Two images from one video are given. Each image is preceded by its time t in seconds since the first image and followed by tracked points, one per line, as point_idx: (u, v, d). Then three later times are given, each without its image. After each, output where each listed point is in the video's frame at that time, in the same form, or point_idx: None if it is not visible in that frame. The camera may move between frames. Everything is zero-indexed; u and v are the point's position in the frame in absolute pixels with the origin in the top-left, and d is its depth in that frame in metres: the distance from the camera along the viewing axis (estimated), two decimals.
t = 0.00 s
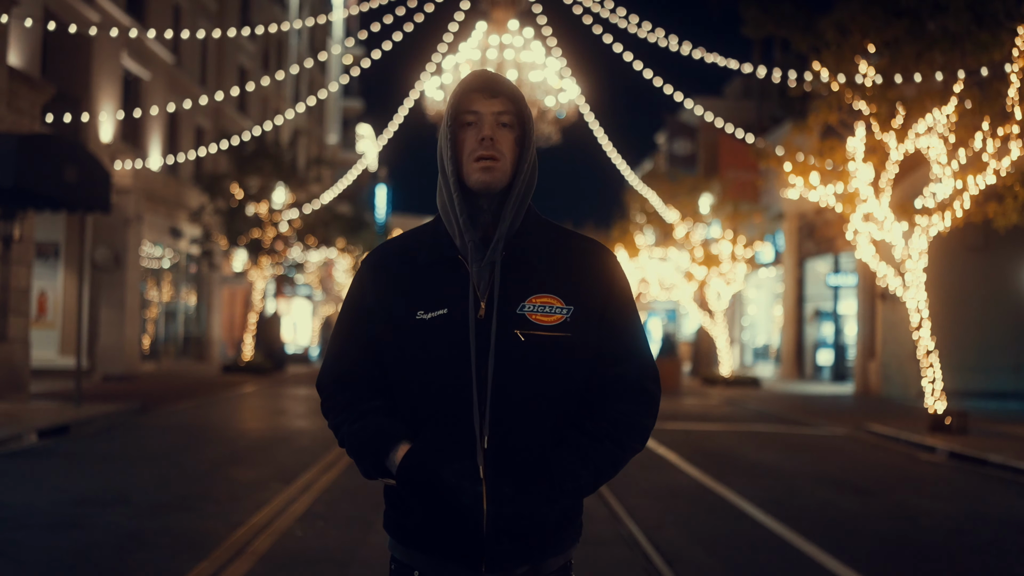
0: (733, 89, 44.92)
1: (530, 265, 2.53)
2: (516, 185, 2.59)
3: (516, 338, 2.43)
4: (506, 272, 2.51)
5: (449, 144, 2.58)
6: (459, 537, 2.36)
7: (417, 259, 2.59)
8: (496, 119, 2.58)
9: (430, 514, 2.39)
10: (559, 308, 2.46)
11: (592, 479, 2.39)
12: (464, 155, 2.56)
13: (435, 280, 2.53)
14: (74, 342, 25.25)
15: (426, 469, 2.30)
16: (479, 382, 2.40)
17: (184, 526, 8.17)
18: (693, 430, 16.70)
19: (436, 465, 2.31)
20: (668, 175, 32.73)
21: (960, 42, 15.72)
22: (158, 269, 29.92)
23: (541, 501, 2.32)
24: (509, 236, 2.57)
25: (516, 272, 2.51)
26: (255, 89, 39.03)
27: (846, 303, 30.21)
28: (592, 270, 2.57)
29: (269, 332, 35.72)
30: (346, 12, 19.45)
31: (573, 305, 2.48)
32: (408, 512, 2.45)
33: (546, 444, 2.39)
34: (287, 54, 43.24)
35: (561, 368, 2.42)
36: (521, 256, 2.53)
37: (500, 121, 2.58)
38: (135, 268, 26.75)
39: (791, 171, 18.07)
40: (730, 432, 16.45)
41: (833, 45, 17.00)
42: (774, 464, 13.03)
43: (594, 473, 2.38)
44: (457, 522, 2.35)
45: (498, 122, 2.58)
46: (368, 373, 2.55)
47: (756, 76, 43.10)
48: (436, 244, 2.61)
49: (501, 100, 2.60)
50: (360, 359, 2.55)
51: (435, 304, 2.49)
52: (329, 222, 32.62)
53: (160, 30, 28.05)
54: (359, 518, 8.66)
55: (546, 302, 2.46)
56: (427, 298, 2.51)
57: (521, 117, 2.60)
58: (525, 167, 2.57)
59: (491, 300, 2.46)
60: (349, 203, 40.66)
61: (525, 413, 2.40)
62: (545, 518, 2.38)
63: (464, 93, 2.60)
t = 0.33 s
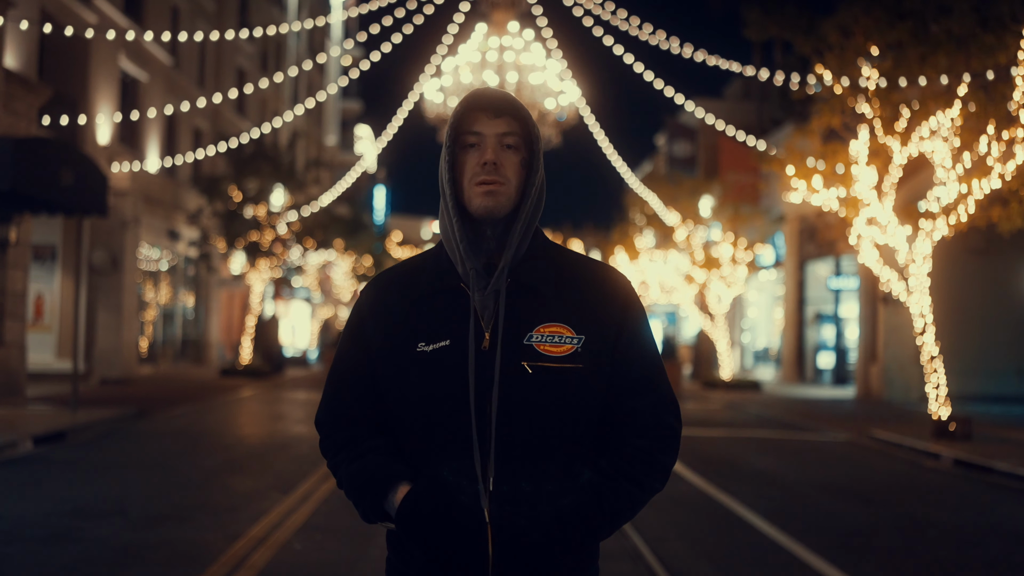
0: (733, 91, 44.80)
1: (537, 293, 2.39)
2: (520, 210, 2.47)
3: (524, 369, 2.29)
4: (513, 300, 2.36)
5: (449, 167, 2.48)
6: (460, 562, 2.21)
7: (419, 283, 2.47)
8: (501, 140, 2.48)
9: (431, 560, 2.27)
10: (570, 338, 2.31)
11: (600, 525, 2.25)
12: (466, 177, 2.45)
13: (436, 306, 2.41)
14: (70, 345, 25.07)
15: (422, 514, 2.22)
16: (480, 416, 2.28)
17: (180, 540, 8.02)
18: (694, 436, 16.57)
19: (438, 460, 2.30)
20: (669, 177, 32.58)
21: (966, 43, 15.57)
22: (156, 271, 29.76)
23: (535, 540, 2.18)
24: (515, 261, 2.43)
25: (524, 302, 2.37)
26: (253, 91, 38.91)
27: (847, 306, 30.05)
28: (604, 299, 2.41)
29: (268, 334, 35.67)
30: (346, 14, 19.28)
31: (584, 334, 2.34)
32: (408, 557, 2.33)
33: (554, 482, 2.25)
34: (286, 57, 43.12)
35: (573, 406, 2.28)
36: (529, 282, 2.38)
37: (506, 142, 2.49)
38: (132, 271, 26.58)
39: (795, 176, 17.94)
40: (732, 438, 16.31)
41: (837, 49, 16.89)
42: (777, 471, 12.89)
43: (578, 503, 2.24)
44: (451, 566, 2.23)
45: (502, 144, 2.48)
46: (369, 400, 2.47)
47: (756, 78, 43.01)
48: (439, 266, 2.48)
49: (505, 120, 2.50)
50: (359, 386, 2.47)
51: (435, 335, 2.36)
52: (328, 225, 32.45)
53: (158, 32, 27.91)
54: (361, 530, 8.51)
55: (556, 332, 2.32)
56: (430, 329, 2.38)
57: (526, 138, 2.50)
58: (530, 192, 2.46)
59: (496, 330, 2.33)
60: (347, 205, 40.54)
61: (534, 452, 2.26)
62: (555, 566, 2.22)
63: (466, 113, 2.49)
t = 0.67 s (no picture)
0: (732, 91, 44.68)
1: (557, 308, 2.30)
2: (538, 222, 2.40)
3: (540, 390, 2.20)
4: (529, 316, 2.29)
5: (461, 173, 2.40)
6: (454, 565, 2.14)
7: (426, 297, 2.39)
8: (519, 147, 2.41)
9: None
10: (592, 359, 2.23)
11: (628, 557, 2.14)
12: (480, 187, 2.37)
13: (446, 323, 2.33)
14: (67, 347, 24.90)
15: (426, 544, 2.11)
16: (493, 438, 2.21)
17: (177, 549, 7.88)
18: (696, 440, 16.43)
19: (438, 464, 2.25)
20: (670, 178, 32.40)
21: (970, 43, 15.41)
22: (153, 272, 29.60)
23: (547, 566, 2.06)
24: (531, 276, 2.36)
25: (542, 316, 2.29)
26: (252, 91, 38.77)
27: (848, 307, 29.88)
28: (631, 312, 2.33)
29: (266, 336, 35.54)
30: (345, 14, 19.14)
31: (606, 353, 2.26)
32: None
33: (572, 512, 2.17)
34: (284, 57, 42.99)
35: (597, 428, 2.20)
36: (546, 293, 2.30)
37: (525, 150, 2.41)
38: (130, 272, 26.42)
39: (798, 177, 17.85)
40: (735, 442, 16.17)
41: (839, 49, 16.74)
42: (781, 476, 12.75)
43: (575, 510, 2.19)
44: None
45: (520, 150, 2.41)
46: (364, 420, 2.40)
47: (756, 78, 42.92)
48: (447, 279, 2.41)
49: (522, 126, 2.42)
50: (358, 396, 2.41)
51: (443, 354, 2.29)
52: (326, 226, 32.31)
53: (156, 32, 27.75)
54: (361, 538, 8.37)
55: (576, 349, 2.24)
56: (438, 348, 2.31)
57: (547, 144, 2.42)
58: (549, 202, 2.38)
59: (510, 347, 2.25)
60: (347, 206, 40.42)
61: (552, 474, 2.17)
62: None
63: (483, 117, 2.41)
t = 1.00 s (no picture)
0: (732, 91, 44.48)
1: (582, 340, 2.38)
2: (562, 242, 2.52)
3: (561, 423, 2.28)
4: (552, 348, 2.37)
5: (488, 184, 2.51)
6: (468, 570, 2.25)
7: (438, 327, 2.46)
8: (546, 162, 2.53)
9: None
10: (617, 393, 2.31)
11: None
12: (506, 201, 2.47)
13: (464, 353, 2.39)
14: (63, 350, 24.71)
15: None
16: (512, 468, 2.28)
17: (172, 560, 7.76)
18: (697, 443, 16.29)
19: (440, 464, 2.30)
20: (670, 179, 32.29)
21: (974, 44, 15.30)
22: (150, 274, 29.44)
23: None
24: (553, 305, 2.44)
25: (564, 343, 2.38)
26: (249, 92, 38.58)
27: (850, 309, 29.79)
28: (654, 342, 2.42)
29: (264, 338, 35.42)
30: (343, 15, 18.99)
31: (630, 387, 2.33)
32: None
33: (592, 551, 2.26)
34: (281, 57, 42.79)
35: (621, 464, 2.28)
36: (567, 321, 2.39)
37: (553, 164, 2.53)
38: (126, 274, 26.23)
39: (800, 178, 17.77)
40: (737, 446, 16.03)
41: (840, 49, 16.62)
42: (783, 480, 12.61)
43: (579, 507, 2.24)
44: None
45: (547, 165, 2.53)
46: (361, 443, 2.46)
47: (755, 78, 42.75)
48: (465, 304, 2.49)
49: (549, 139, 2.55)
50: (353, 413, 2.46)
51: (456, 383, 2.35)
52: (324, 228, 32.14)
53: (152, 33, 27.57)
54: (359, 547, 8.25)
55: (600, 383, 2.31)
56: (451, 374, 2.37)
57: (574, 161, 2.55)
58: (573, 221, 2.50)
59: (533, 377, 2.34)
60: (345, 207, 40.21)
61: (575, 509, 2.24)
62: None
63: (511, 129, 2.54)
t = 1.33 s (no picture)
0: (731, 90, 44.28)
1: (594, 368, 2.29)
2: (573, 263, 2.40)
3: (566, 458, 2.18)
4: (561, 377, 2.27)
5: (494, 201, 2.40)
6: None
7: (436, 337, 2.35)
8: (558, 176, 2.41)
9: None
10: (627, 429, 2.21)
11: None
12: (513, 221, 2.36)
13: (466, 373, 2.28)
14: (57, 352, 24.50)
15: None
16: (509, 496, 2.16)
17: (162, 570, 7.60)
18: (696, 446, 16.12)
19: (434, 471, 2.18)
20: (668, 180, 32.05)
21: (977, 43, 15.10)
22: (145, 275, 29.25)
23: None
24: (562, 331, 2.34)
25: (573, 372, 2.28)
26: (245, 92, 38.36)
27: (850, 309, 29.68)
28: (675, 362, 2.35)
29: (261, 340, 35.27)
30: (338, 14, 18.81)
31: (641, 421, 2.24)
32: None
33: None
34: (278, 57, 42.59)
35: (631, 503, 2.18)
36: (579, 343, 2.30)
37: (565, 178, 2.41)
38: (120, 275, 26.02)
39: (800, 178, 17.57)
40: (737, 449, 15.86)
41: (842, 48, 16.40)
42: (784, 485, 12.45)
43: (585, 510, 2.14)
44: None
45: (558, 179, 2.41)
46: (341, 458, 2.28)
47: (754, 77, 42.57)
48: (467, 319, 2.37)
49: (560, 151, 2.42)
50: (338, 429, 2.29)
51: (453, 405, 2.23)
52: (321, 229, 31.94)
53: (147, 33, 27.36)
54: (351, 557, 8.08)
55: (608, 416, 2.22)
56: (447, 396, 2.25)
57: (586, 174, 2.42)
58: (586, 243, 2.38)
59: (536, 405, 2.24)
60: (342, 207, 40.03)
61: (577, 542, 2.14)
62: None
63: (517, 139, 2.42)
